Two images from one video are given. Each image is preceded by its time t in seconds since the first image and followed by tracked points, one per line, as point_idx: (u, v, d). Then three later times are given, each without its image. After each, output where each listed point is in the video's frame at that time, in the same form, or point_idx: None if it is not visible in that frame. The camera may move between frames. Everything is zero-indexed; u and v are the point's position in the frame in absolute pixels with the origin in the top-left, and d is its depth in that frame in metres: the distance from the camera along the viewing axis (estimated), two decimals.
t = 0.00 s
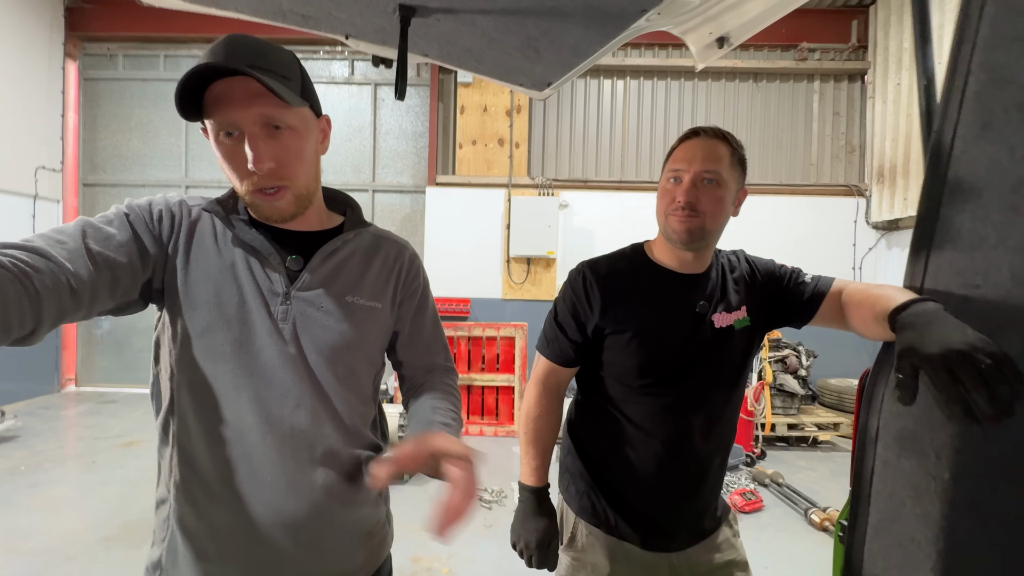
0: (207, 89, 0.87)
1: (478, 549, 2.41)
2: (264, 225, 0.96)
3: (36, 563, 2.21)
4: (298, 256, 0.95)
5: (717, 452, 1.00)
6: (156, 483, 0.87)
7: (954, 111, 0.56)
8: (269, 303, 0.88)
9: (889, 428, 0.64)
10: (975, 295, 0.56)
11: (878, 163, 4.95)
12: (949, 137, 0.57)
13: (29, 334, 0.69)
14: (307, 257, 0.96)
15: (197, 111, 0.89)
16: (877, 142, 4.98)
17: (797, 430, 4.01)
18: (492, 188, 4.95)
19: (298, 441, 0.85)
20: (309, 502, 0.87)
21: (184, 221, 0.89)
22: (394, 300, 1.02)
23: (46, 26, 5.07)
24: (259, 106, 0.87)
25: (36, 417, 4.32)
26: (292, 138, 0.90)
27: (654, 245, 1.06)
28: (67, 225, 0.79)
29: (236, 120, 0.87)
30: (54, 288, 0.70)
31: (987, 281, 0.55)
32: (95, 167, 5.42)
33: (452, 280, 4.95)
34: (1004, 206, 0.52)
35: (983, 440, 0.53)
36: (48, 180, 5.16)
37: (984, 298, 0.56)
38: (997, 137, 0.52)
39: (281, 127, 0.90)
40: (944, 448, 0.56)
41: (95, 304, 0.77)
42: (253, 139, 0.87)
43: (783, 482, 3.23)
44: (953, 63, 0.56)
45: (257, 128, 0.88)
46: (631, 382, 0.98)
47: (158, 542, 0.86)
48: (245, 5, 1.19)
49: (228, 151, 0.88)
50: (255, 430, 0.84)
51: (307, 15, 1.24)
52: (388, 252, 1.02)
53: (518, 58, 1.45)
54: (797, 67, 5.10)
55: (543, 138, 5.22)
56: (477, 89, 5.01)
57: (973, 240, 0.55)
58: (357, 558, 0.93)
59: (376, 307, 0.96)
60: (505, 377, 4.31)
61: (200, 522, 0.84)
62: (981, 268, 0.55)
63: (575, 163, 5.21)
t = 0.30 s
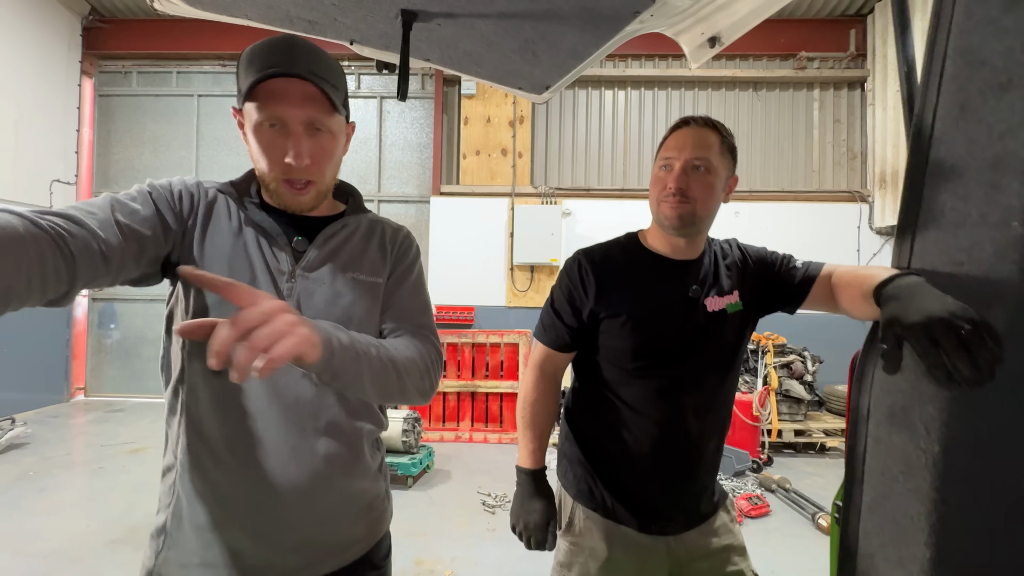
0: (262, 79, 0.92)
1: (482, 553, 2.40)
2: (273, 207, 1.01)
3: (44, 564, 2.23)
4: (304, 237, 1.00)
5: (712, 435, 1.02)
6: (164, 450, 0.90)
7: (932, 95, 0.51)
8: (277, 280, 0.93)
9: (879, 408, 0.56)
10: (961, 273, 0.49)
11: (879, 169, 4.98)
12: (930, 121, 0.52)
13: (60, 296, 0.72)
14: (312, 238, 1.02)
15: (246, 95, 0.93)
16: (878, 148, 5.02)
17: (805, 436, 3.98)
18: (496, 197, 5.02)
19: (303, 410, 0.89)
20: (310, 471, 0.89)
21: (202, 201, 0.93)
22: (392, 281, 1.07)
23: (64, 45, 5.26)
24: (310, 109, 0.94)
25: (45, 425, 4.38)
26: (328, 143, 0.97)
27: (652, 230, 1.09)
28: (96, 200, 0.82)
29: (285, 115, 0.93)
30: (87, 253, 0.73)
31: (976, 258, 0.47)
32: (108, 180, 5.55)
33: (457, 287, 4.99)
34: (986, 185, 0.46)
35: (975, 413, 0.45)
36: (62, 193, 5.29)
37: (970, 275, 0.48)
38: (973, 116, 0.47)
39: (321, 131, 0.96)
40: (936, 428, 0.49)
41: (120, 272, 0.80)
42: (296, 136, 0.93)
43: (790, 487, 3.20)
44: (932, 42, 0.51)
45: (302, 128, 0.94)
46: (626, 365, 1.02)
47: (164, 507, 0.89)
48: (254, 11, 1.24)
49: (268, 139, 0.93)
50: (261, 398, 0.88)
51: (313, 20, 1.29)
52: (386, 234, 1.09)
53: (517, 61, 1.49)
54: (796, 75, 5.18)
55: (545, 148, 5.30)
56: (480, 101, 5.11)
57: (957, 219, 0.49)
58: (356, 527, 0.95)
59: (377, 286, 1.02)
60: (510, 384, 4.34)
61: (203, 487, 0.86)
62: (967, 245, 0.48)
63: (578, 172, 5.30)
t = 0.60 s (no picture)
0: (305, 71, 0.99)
1: (487, 550, 2.42)
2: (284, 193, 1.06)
3: (61, 556, 2.30)
4: (310, 220, 1.05)
5: (704, 414, 1.15)
6: (179, 422, 0.99)
7: (911, 70, 0.45)
8: (282, 261, 0.99)
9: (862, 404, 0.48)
10: (943, 251, 0.42)
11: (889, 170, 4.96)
12: (908, 101, 0.46)
13: (77, 270, 0.78)
14: (318, 221, 1.06)
15: (285, 84, 0.98)
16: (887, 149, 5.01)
17: (815, 439, 3.94)
18: (503, 202, 5.09)
19: (302, 383, 0.96)
20: (310, 440, 0.97)
21: (208, 186, 0.99)
22: (394, 266, 1.14)
23: (87, 59, 5.46)
24: (347, 101, 1.05)
25: (63, 427, 4.49)
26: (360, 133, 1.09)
27: (645, 216, 1.25)
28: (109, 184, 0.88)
29: (328, 104, 1.01)
30: (99, 229, 0.79)
31: (957, 233, 0.41)
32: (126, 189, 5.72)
33: (465, 291, 5.04)
34: (964, 163, 0.41)
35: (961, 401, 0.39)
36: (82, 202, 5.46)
37: (951, 254, 0.42)
38: (949, 101, 0.42)
39: (353, 121, 1.07)
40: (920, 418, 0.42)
41: (132, 249, 0.86)
42: (339, 125, 1.03)
43: (799, 488, 3.18)
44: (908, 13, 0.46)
45: (342, 117, 1.04)
46: (620, 348, 1.16)
47: (177, 473, 0.97)
48: (266, 16, 1.31)
49: (313, 127, 1.00)
50: (265, 371, 0.95)
51: (322, 25, 1.36)
52: (392, 223, 1.15)
53: (517, 62, 1.53)
54: (801, 78, 5.22)
55: (552, 153, 5.38)
56: (487, 108, 5.21)
57: (937, 197, 0.43)
58: (354, 496, 1.03)
59: (378, 270, 1.08)
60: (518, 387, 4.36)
61: (213, 452, 0.95)
62: (948, 222, 0.42)
63: (584, 176, 5.35)
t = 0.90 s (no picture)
0: (354, 89, 1.11)
1: (495, 550, 2.45)
2: (312, 200, 1.16)
3: (82, 552, 2.37)
4: (337, 227, 1.14)
5: (700, 409, 1.26)
6: (213, 412, 1.06)
7: (895, 82, 0.54)
8: (311, 264, 1.07)
9: (855, 379, 0.57)
10: (927, 252, 0.51)
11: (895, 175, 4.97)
12: (893, 109, 0.55)
13: (125, 269, 0.85)
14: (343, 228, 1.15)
15: (338, 101, 1.09)
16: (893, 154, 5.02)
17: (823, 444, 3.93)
18: (510, 208, 5.15)
19: (329, 375, 1.04)
20: (334, 428, 1.04)
21: (241, 194, 1.06)
22: (410, 270, 1.24)
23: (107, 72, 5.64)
24: (382, 116, 1.16)
25: (80, 430, 4.59)
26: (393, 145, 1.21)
27: (644, 221, 1.34)
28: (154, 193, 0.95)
29: (375, 118, 1.13)
30: (146, 232, 0.86)
31: (939, 236, 0.50)
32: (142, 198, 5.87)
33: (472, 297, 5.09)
34: (945, 169, 0.49)
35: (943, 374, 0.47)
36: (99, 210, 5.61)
37: (932, 254, 0.51)
38: (930, 106, 0.51)
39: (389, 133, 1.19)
40: (907, 393, 0.50)
41: (173, 251, 0.93)
42: (382, 136, 1.14)
43: (807, 493, 3.17)
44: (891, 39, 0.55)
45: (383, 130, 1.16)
46: (621, 346, 1.26)
47: (211, 459, 1.04)
48: (285, 34, 1.38)
49: (361, 140, 1.11)
50: (294, 364, 1.03)
51: (337, 41, 1.42)
52: (409, 231, 1.25)
53: (524, 74, 1.60)
54: (806, 85, 5.27)
55: (558, 160, 5.45)
56: (494, 116, 5.29)
57: (920, 203, 0.52)
58: (372, 482, 1.11)
59: (396, 274, 1.18)
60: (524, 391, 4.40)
61: (246, 439, 1.02)
62: (931, 225, 0.51)
63: (590, 183, 5.42)
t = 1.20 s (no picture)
0: (372, 101, 1.15)
1: (496, 550, 2.48)
2: (324, 203, 1.19)
3: (87, 552, 2.40)
4: (348, 229, 1.17)
5: (698, 406, 1.29)
6: (229, 407, 1.10)
7: (884, 88, 0.55)
8: (324, 265, 1.10)
9: (845, 376, 0.57)
10: (915, 253, 0.51)
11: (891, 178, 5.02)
12: (882, 114, 0.55)
13: (148, 268, 0.88)
14: (354, 231, 1.18)
15: (357, 111, 1.13)
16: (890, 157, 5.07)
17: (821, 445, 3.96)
18: (511, 212, 5.19)
19: (341, 372, 1.08)
20: (347, 422, 1.09)
21: (257, 198, 1.10)
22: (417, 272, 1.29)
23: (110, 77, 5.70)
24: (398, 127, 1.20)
25: (83, 432, 4.62)
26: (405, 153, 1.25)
27: (642, 223, 1.38)
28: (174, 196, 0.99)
29: (390, 129, 1.17)
30: (168, 234, 0.90)
31: (926, 237, 0.50)
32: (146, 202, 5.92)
33: (473, 300, 5.13)
34: (931, 171, 0.50)
35: (932, 370, 0.48)
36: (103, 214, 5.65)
37: (919, 254, 0.51)
38: (916, 113, 0.51)
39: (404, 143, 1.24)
40: (895, 388, 0.51)
41: (192, 252, 0.97)
42: (396, 147, 1.18)
43: (806, 493, 3.19)
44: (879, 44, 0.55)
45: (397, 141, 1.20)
46: (621, 344, 1.29)
47: (227, 453, 1.08)
48: (292, 41, 1.41)
49: (377, 150, 1.15)
50: (307, 361, 1.06)
51: (342, 49, 1.46)
52: (417, 235, 1.30)
53: (525, 80, 1.63)
54: (803, 89, 5.33)
55: (558, 164, 5.51)
56: (494, 121, 5.34)
57: (908, 205, 0.52)
58: (382, 474, 1.15)
59: (404, 275, 1.23)
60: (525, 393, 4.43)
61: (261, 433, 1.05)
62: (919, 226, 0.51)
63: (590, 187, 5.47)
